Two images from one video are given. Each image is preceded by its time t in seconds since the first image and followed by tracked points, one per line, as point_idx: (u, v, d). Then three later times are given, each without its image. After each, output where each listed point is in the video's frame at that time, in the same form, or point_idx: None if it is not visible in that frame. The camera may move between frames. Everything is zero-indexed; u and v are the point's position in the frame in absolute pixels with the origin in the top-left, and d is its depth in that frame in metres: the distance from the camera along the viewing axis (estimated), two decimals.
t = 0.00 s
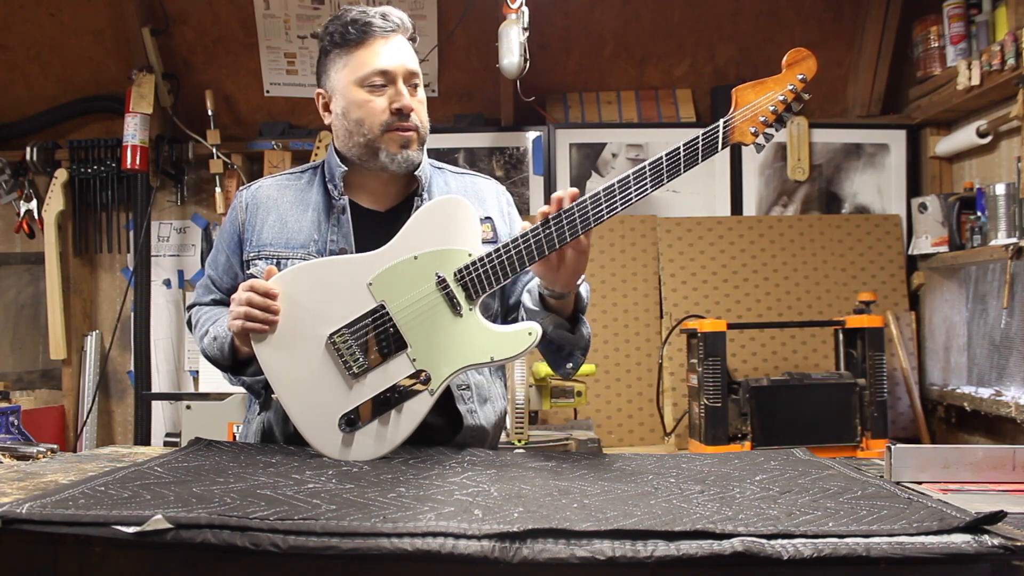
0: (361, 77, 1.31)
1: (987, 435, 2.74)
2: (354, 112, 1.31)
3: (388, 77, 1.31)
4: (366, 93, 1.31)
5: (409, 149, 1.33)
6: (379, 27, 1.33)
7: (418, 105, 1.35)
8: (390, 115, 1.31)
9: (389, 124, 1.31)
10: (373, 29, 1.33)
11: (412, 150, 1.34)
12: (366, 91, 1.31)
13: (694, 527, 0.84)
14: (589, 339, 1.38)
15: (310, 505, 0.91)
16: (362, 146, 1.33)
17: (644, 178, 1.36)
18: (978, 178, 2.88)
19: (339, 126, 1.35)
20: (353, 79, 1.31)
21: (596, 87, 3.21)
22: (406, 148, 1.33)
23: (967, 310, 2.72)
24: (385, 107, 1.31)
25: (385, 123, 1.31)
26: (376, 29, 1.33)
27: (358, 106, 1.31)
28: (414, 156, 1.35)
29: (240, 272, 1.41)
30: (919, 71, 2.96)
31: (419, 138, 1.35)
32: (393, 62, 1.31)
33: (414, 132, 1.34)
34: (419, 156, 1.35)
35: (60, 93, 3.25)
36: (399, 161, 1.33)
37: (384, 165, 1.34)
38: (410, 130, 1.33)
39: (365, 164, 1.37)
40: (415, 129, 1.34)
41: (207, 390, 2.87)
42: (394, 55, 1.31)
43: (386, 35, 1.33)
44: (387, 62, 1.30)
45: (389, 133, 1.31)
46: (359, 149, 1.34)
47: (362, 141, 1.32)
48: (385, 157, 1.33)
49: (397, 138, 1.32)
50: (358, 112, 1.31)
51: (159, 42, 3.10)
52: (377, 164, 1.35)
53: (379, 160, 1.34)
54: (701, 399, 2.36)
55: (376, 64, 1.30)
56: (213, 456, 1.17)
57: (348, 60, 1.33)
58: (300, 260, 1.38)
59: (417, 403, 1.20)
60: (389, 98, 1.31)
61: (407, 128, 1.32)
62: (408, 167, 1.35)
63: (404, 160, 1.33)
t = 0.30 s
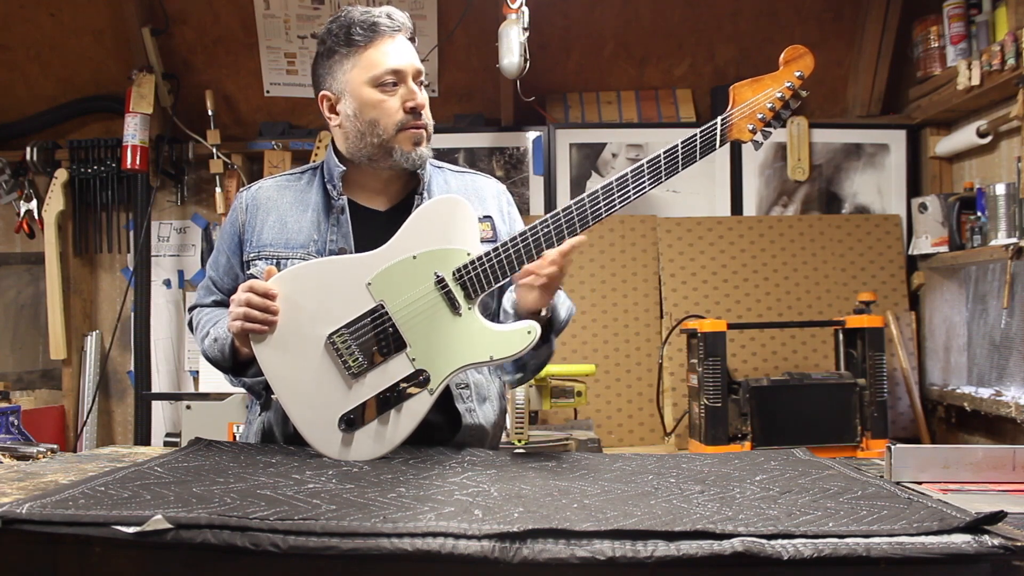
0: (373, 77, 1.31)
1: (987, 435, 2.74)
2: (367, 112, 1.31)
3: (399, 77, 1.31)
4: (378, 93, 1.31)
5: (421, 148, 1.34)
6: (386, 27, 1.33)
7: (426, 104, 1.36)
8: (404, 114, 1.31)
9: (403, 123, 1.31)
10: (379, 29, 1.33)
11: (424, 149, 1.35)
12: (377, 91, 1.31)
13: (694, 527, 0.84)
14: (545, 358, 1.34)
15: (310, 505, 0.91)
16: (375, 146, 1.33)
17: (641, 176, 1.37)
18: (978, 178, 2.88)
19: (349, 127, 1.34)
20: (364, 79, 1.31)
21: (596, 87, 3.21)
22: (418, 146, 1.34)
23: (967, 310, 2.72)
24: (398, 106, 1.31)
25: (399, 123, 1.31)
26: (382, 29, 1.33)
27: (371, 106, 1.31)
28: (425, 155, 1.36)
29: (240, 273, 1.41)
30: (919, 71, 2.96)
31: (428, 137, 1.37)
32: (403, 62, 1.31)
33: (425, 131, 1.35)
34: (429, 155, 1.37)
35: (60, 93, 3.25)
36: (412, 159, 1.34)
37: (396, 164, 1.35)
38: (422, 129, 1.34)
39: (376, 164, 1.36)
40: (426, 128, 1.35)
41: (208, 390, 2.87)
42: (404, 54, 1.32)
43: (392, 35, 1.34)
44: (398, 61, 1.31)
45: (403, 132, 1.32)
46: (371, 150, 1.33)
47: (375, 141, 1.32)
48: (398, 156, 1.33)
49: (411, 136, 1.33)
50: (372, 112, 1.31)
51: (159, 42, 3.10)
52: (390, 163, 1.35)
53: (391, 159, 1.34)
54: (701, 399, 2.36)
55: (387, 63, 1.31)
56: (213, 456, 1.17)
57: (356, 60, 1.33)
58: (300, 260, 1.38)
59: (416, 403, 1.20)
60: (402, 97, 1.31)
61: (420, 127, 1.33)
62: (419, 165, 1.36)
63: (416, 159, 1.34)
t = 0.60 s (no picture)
0: (376, 74, 1.31)
1: (987, 435, 2.74)
2: (370, 109, 1.31)
3: (401, 75, 1.32)
4: (380, 91, 1.31)
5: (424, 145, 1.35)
6: (386, 26, 1.34)
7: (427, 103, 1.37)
8: (408, 111, 1.32)
9: (407, 120, 1.32)
10: (380, 28, 1.34)
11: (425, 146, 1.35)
12: (380, 88, 1.31)
13: (694, 527, 0.84)
14: (537, 363, 1.35)
15: (310, 505, 0.91)
16: (378, 144, 1.33)
17: (640, 175, 1.37)
18: (978, 178, 2.88)
19: (351, 125, 1.34)
20: (366, 76, 1.31)
21: (596, 87, 3.22)
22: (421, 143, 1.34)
23: (967, 310, 2.72)
24: (401, 103, 1.31)
25: (402, 119, 1.31)
26: (383, 28, 1.34)
27: (374, 103, 1.31)
28: (427, 152, 1.36)
29: (241, 272, 1.41)
30: (919, 71, 2.96)
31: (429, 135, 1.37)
32: (405, 60, 1.32)
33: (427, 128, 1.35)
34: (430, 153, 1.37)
35: (60, 93, 3.25)
36: (414, 156, 1.34)
37: (400, 161, 1.35)
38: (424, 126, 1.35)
39: (378, 161, 1.36)
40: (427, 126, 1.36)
41: (208, 390, 2.87)
42: (405, 52, 1.33)
43: (392, 34, 1.35)
44: (399, 59, 1.32)
45: (406, 129, 1.32)
46: (374, 147, 1.33)
47: (378, 139, 1.32)
48: (401, 153, 1.33)
49: (414, 133, 1.33)
50: (375, 109, 1.31)
51: (159, 43, 3.10)
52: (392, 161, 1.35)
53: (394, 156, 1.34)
54: (701, 399, 2.36)
55: (390, 61, 1.31)
56: (213, 456, 1.17)
57: (358, 58, 1.33)
58: (300, 259, 1.38)
59: (416, 402, 1.20)
60: (404, 95, 1.32)
61: (422, 124, 1.34)
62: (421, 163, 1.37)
63: (419, 156, 1.34)
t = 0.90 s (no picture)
0: (376, 71, 1.31)
1: (987, 435, 2.74)
2: (366, 105, 1.31)
3: (400, 72, 1.32)
4: (377, 87, 1.31)
5: (421, 143, 1.34)
6: (388, 25, 1.35)
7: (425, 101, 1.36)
8: (405, 108, 1.32)
9: (404, 117, 1.32)
10: (380, 26, 1.35)
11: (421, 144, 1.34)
12: (378, 84, 1.31)
13: (694, 527, 0.84)
14: (537, 361, 1.35)
15: (310, 505, 0.91)
16: (373, 139, 1.32)
17: (631, 170, 1.38)
18: (978, 178, 2.88)
19: (348, 121, 1.34)
20: (365, 73, 1.32)
21: (596, 87, 3.22)
22: (417, 141, 1.34)
23: (967, 309, 2.72)
24: (398, 100, 1.31)
25: (397, 116, 1.31)
26: (383, 26, 1.35)
27: (372, 99, 1.31)
28: (424, 151, 1.36)
29: (241, 267, 1.41)
30: (919, 71, 2.96)
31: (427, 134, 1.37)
32: (405, 58, 1.32)
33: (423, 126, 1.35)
34: (426, 151, 1.36)
35: (60, 93, 3.25)
36: (408, 154, 1.33)
37: (395, 158, 1.34)
38: (422, 124, 1.34)
39: (373, 158, 1.36)
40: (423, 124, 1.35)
41: (208, 390, 2.87)
42: (405, 50, 1.33)
43: (392, 33, 1.35)
44: (397, 56, 1.32)
45: (401, 126, 1.32)
46: (369, 143, 1.33)
47: (373, 134, 1.31)
48: (396, 149, 1.32)
49: (410, 131, 1.32)
50: (371, 105, 1.31)
51: (159, 43, 3.10)
52: (387, 157, 1.34)
53: (390, 153, 1.33)
54: (701, 399, 2.36)
55: (390, 58, 1.31)
56: (213, 456, 1.17)
57: (358, 54, 1.33)
58: (300, 253, 1.38)
59: (415, 400, 1.20)
60: (400, 92, 1.32)
61: (419, 122, 1.34)
62: (416, 161, 1.36)
63: (413, 153, 1.33)
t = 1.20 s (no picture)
0: (352, 73, 1.34)
1: (987, 435, 2.74)
2: (344, 106, 1.34)
3: (376, 74, 1.33)
4: (353, 89, 1.34)
5: (397, 142, 1.34)
6: (372, 24, 1.35)
7: (406, 99, 1.36)
8: (378, 109, 1.33)
9: (376, 118, 1.32)
10: (362, 26, 1.35)
11: (398, 142, 1.34)
12: (354, 87, 1.34)
13: (694, 527, 0.84)
14: (538, 365, 1.35)
15: (310, 505, 0.91)
16: (351, 140, 1.35)
17: (643, 183, 1.39)
18: (978, 178, 2.88)
19: (333, 123, 1.37)
20: (343, 76, 1.35)
21: (596, 87, 3.22)
22: (392, 139, 1.33)
23: (967, 310, 2.72)
24: (372, 101, 1.33)
25: (371, 116, 1.32)
26: (365, 27, 1.35)
27: (347, 101, 1.34)
28: (403, 150, 1.35)
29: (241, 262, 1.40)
30: (919, 71, 2.96)
31: (410, 132, 1.36)
32: (382, 58, 1.33)
33: (401, 124, 1.34)
34: (407, 149, 1.35)
35: (60, 93, 3.25)
36: (384, 152, 1.33)
37: (371, 159, 1.35)
38: (399, 123, 1.34)
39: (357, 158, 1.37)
40: (403, 122, 1.34)
41: (208, 390, 2.87)
42: (383, 51, 1.34)
43: (374, 32, 1.35)
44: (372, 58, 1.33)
45: (375, 126, 1.33)
46: (349, 143, 1.35)
47: (350, 135, 1.34)
48: (370, 149, 1.33)
49: (383, 131, 1.33)
50: (346, 107, 1.34)
51: (159, 43, 3.10)
52: (367, 157, 1.35)
53: (366, 154, 1.34)
54: (701, 399, 2.36)
55: (365, 60, 1.33)
56: (213, 456, 1.17)
57: (339, 57, 1.36)
58: (301, 248, 1.38)
59: (417, 402, 1.20)
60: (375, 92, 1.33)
61: (394, 121, 1.33)
62: (398, 159, 1.35)
63: (390, 151, 1.33)
